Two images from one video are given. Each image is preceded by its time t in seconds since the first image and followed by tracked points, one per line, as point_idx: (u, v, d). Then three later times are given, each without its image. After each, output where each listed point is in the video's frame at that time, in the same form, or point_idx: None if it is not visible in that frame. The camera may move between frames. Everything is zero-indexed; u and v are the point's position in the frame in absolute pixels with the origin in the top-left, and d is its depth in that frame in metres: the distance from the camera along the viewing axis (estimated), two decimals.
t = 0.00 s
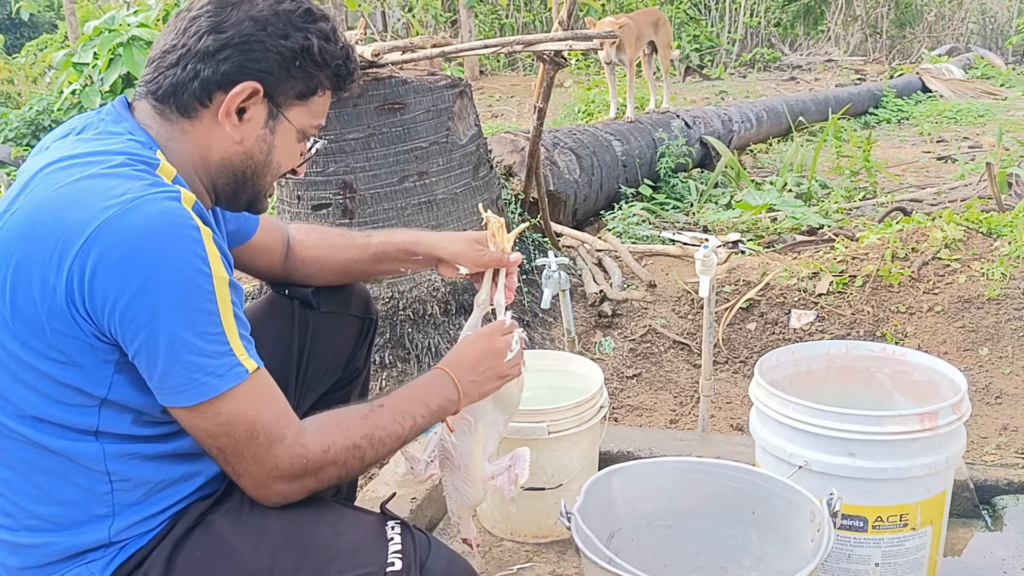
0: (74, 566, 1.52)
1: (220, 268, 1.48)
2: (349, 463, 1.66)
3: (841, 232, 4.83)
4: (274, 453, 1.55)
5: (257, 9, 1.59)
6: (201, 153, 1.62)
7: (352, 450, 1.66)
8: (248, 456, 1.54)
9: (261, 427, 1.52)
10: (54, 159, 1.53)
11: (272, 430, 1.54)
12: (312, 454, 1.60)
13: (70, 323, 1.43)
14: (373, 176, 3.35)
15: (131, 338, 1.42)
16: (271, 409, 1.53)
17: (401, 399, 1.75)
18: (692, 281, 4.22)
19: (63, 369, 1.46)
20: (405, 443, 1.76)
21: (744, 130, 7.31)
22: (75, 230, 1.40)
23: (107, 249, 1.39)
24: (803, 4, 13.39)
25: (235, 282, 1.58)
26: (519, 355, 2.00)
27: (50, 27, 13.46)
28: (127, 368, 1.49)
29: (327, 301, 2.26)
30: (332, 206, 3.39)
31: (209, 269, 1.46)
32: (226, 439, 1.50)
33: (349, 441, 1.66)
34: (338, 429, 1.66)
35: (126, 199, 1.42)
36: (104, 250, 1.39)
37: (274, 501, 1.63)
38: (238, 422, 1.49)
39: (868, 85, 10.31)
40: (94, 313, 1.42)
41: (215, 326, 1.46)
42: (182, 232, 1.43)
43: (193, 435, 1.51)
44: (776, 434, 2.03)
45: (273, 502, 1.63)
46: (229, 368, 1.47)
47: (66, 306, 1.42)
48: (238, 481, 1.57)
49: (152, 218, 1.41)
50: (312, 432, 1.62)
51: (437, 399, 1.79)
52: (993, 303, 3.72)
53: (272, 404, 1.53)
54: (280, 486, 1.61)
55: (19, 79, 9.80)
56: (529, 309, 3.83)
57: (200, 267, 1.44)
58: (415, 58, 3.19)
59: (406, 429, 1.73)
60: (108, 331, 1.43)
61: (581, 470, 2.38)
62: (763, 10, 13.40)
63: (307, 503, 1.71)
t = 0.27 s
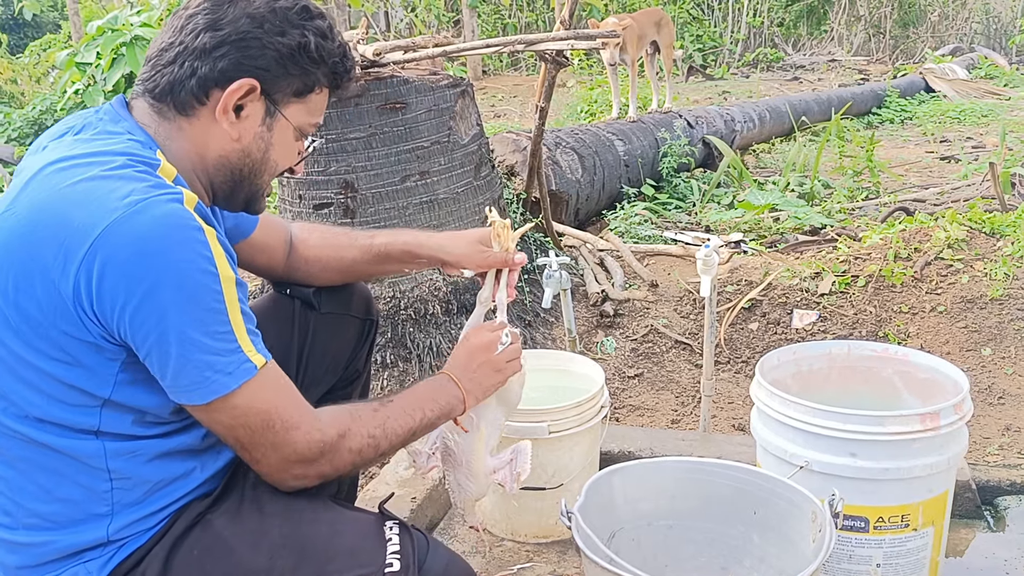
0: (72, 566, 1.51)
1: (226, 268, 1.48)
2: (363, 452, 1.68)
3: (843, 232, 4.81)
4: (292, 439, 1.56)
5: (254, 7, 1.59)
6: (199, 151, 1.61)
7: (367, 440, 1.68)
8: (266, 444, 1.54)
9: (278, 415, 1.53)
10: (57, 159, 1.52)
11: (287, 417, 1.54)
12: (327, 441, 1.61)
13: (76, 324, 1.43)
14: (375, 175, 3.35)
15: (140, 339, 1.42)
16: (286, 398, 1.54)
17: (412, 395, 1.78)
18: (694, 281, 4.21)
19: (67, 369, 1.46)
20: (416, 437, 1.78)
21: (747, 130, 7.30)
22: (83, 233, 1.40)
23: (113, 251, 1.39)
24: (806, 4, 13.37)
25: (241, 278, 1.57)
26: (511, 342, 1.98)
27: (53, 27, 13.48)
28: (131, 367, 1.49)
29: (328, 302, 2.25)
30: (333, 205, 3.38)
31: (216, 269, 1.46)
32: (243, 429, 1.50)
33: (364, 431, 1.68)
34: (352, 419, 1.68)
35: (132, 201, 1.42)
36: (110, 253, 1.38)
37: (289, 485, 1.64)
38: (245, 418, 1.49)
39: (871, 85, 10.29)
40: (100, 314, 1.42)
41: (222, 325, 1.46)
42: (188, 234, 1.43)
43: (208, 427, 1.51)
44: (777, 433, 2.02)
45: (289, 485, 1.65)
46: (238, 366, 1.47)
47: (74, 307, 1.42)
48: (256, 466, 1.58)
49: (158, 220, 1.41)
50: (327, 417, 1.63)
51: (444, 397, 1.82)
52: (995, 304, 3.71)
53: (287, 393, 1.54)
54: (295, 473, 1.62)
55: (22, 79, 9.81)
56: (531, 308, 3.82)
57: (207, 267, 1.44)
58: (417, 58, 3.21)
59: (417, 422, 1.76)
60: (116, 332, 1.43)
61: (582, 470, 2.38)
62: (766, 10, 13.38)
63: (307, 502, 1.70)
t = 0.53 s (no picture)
0: (72, 565, 1.51)
1: (220, 260, 1.47)
2: (341, 475, 1.62)
3: (845, 231, 4.80)
4: (268, 451, 1.52)
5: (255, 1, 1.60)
6: (197, 144, 1.60)
7: (347, 462, 1.62)
8: (241, 454, 1.50)
9: (256, 423, 1.50)
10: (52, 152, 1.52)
11: (267, 427, 1.51)
12: (306, 456, 1.57)
13: (71, 315, 1.42)
14: (375, 174, 3.34)
15: (132, 330, 1.41)
16: (265, 406, 1.51)
17: (402, 423, 1.71)
18: (695, 281, 4.21)
19: (64, 360, 1.45)
20: (399, 468, 1.71)
21: (748, 129, 7.28)
22: (76, 222, 1.40)
23: (107, 239, 1.38)
24: (807, 4, 13.35)
25: (234, 275, 1.56)
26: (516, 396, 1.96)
27: (55, 26, 13.47)
28: (127, 359, 1.48)
29: (326, 300, 2.23)
30: (334, 204, 3.38)
31: (209, 261, 1.45)
32: (219, 435, 1.47)
33: (345, 452, 1.62)
34: (335, 439, 1.63)
35: (127, 191, 1.41)
36: (104, 242, 1.38)
37: (261, 502, 1.59)
38: (245, 416, 1.48)
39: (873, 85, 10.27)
40: (95, 303, 1.41)
41: (214, 318, 1.44)
42: (183, 223, 1.42)
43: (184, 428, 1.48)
44: (778, 433, 2.01)
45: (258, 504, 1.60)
46: (227, 361, 1.45)
47: (68, 298, 1.42)
48: (228, 479, 1.53)
49: (152, 209, 1.41)
50: (309, 433, 1.59)
51: (435, 427, 1.75)
52: (998, 303, 3.70)
53: (267, 402, 1.51)
54: (269, 487, 1.57)
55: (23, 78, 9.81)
56: (531, 308, 3.81)
57: (200, 259, 1.43)
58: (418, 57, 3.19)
59: (401, 453, 1.69)
60: (109, 323, 1.42)
61: (582, 470, 2.37)
62: (768, 9, 13.36)
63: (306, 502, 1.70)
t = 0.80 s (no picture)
0: (68, 564, 1.50)
1: (216, 256, 1.47)
2: (343, 452, 1.65)
3: (846, 231, 4.79)
4: (270, 442, 1.54)
5: None
6: (196, 143, 1.60)
7: (347, 439, 1.65)
8: (244, 446, 1.52)
9: (258, 415, 1.51)
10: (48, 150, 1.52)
11: (268, 419, 1.52)
12: (307, 443, 1.59)
13: (67, 312, 1.42)
14: (375, 174, 3.34)
15: (128, 328, 1.41)
16: (266, 399, 1.52)
17: (394, 389, 1.74)
18: (696, 281, 4.20)
19: (61, 358, 1.45)
20: (399, 432, 1.75)
21: (750, 129, 7.27)
22: (72, 220, 1.39)
23: (102, 237, 1.38)
24: (809, 4, 13.35)
25: (230, 270, 1.56)
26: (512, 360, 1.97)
27: (56, 27, 13.48)
28: (124, 358, 1.48)
29: (329, 300, 2.23)
30: (334, 204, 3.38)
31: (206, 257, 1.45)
32: (222, 428, 1.48)
33: (343, 429, 1.64)
34: (332, 419, 1.64)
35: (123, 188, 1.41)
36: (99, 240, 1.38)
37: (271, 491, 1.62)
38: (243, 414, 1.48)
39: (875, 85, 10.26)
40: (91, 301, 1.41)
41: (209, 314, 1.44)
42: (177, 221, 1.42)
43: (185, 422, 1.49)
44: (779, 433, 2.01)
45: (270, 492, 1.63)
46: (225, 357, 1.45)
47: (64, 295, 1.41)
48: (233, 469, 1.56)
49: (149, 206, 1.40)
50: (306, 420, 1.60)
51: (427, 389, 1.78)
52: (999, 303, 3.69)
53: (267, 394, 1.52)
54: (274, 476, 1.59)
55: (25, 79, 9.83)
56: (532, 308, 3.81)
57: (196, 255, 1.43)
58: (418, 56, 3.18)
59: (399, 418, 1.72)
60: (106, 320, 1.42)
61: (583, 470, 2.36)
62: (769, 10, 13.36)
63: (303, 502, 1.69)
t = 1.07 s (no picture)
0: (68, 565, 1.51)
1: (221, 262, 1.47)
2: (346, 455, 1.66)
3: (848, 233, 4.79)
4: (276, 443, 1.54)
5: (254, 2, 1.59)
6: (201, 147, 1.60)
7: (352, 442, 1.66)
8: (249, 448, 1.53)
9: (263, 418, 1.51)
10: (54, 154, 1.52)
11: (274, 421, 1.53)
12: (310, 444, 1.60)
13: (72, 315, 1.43)
14: (377, 175, 3.34)
15: (133, 332, 1.41)
16: (273, 402, 1.53)
17: (396, 396, 1.75)
18: (698, 282, 4.20)
19: (67, 361, 1.45)
20: (403, 438, 1.76)
21: (751, 130, 7.27)
22: (77, 225, 1.39)
23: (108, 244, 1.38)
24: (811, 4, 13.35)
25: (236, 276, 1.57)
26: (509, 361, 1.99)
27: (58, 27, 13.49)
28: (127, 361, 1.48)
29: (334, 303, 2.23)
30: (336, 205, 3.38)
31: (210, 263, 1.45)
32: (228, 430, 1.49)
33: (347, 434, 1.65)
34: (335, 421, 1.65)
35: (128, 194, 1.41)
36: (104, 245, 1.38)
37: (273, 490, 1.63)
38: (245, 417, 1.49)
39: (876, 85, 10.26)
40: (96, 305, 1.41)
41: (214, 320, 1.45)
42: (183, 228, 1.42)
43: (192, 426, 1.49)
44: (781, 436, 2.01)
45: (273, 489, 1.63)
46: (230, 362, 1.46)
47: (69, 298, 1.42)
48: (238, 469, 1.56)
49: (154, 212, 1.40)
50: (311, 420, 1.61)
51: (429, 396, 1.79)
52: (1001, 305, 3.69)
53: (273, 398, 1.53)
54: (279, 477, 1.60)
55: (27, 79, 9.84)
56: (534, 309, 3.81)
57: (201, 262, 1.43)
58: (421, 58, 3.16)
59: (401, 424, 1.73)
60: (111, 324, 1.42)
61: (584, 472, 2.37)
62: (771, 10, 13.36)
63: (304, 505, 1.69)
